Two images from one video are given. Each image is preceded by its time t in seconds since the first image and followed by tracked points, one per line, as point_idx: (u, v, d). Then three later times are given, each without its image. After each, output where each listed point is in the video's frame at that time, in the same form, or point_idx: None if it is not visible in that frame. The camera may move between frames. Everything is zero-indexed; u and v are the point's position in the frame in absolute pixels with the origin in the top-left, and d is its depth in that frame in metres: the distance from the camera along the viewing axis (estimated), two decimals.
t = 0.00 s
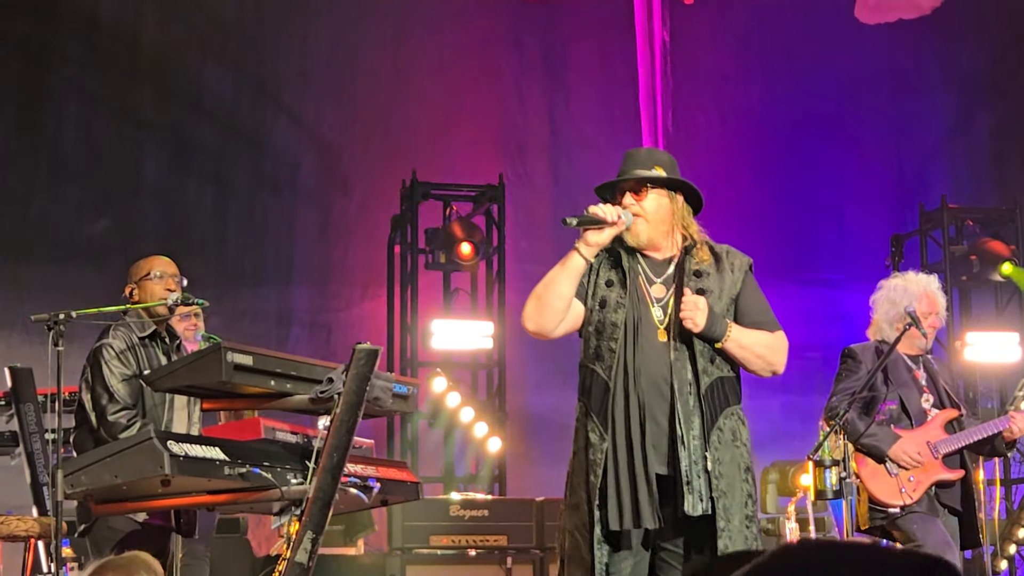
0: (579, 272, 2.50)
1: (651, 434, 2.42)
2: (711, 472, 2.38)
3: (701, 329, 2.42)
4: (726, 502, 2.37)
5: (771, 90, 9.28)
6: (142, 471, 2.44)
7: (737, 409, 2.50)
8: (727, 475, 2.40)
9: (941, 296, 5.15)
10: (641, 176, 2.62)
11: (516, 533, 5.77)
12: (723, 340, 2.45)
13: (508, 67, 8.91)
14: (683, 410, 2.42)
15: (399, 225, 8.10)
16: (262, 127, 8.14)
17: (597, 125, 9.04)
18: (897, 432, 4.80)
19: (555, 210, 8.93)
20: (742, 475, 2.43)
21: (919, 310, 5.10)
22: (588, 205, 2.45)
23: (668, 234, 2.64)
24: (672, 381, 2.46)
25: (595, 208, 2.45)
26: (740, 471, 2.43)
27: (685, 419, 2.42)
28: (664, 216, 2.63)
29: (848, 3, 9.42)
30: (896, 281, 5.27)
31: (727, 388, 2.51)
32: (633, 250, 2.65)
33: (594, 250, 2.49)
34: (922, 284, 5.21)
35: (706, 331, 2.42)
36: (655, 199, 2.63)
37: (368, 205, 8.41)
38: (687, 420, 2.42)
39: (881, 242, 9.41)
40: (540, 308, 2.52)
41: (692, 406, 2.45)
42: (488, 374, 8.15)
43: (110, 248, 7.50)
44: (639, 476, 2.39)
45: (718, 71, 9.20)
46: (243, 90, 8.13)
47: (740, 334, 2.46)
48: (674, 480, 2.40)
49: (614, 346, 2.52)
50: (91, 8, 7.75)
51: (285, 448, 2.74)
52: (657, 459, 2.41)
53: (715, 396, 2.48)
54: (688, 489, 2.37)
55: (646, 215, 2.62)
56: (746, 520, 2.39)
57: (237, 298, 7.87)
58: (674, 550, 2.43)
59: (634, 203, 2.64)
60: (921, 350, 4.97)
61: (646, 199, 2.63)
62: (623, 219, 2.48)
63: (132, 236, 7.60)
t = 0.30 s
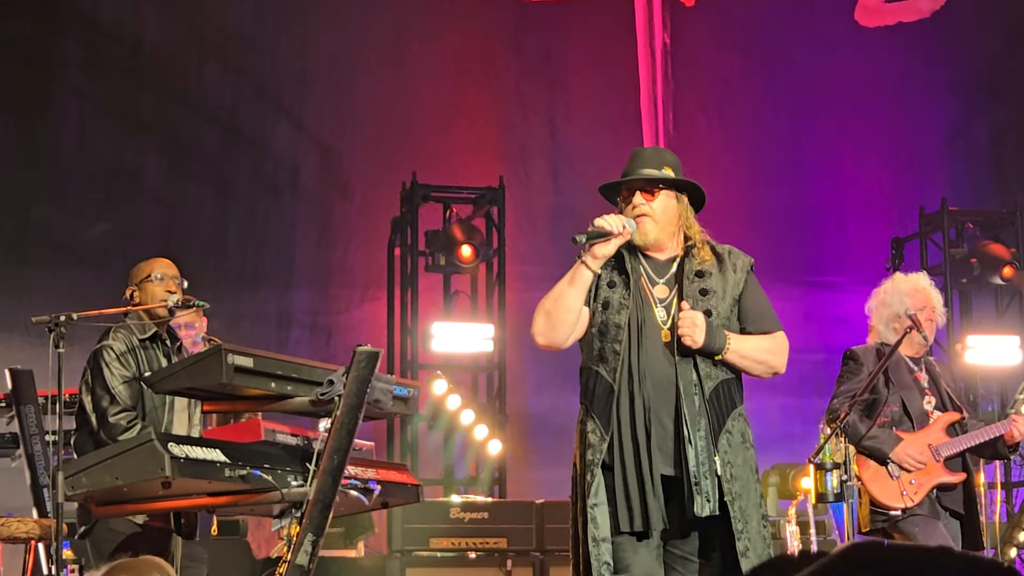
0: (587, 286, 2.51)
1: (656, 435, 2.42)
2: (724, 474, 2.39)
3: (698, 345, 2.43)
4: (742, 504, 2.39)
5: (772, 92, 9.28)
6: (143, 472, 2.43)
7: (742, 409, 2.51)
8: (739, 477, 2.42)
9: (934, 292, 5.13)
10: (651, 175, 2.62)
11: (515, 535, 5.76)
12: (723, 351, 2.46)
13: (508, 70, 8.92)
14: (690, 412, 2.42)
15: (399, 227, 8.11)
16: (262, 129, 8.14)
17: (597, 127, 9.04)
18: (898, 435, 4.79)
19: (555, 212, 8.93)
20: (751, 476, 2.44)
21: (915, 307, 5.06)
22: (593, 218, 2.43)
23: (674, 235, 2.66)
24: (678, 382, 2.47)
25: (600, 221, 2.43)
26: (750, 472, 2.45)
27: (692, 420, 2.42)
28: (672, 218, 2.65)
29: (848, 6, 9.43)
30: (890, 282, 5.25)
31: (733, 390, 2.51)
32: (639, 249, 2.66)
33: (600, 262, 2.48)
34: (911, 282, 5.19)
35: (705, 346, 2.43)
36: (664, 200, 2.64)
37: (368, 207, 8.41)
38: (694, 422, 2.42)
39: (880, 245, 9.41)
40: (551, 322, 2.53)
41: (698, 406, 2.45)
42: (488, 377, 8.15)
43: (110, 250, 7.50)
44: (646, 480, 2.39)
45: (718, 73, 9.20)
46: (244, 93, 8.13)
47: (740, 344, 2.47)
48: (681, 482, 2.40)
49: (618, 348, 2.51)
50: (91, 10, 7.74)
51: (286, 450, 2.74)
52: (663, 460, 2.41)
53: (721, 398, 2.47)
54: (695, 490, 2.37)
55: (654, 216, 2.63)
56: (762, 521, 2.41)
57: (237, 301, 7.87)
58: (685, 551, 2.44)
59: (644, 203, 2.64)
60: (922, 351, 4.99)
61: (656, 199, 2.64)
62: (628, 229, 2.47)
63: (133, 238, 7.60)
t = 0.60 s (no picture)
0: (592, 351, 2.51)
1: (652, 449, 2.53)
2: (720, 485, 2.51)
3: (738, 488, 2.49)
4: (738, 515, 2.51)
5: (773, 93, 9.29)
6: (143, 472, 2.43)
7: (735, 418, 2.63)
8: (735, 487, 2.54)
9: (938, 298, 5.11)
10: (670, 188, 2.71)
11: (515, 536, 5.75)
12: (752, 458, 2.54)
13: (510, 72, 8.92)
14: (687, 425, 2.53)
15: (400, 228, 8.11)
16: (264, 130, 8.14)
17: (599, 129, 9.04)
18: (900, 437, 4.78)
19: (555, 213, 8.94)
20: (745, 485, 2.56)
21: (916, 312, 5.06)
22: (614, 308, 2.35)
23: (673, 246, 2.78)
24: (673, 395, 2.57)
25: (623, 313, 2.35)
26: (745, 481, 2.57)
27: (689, 434, 2.52)
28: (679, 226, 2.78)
29: (850, 9, 9.43)
30: (894, 286, 5.24)
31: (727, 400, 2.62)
32: (643, 256, 2.77)
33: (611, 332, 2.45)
34: (915, 286, 5.17)
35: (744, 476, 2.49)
36: (676, 213, 2.75)
37: (369, 207, 8.41)
38: (689, 434, 2.53)
39: (882, 247, 9.38)
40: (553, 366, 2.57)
41: (694, 418, 2.55)
42: (488, 377, 8.15)
43: (110, 251, 7.51)
44: (642, 493, 2.50)
45: (719, 74, 9.22)
46: (245, 92, 8.12)
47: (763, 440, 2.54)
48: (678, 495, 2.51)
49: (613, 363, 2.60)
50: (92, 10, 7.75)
51: (285, 451, 2.73)
52: (659, 473, 2.52)
53: (716, 408, 2.58)
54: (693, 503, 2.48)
55: (668, 225, 2.73)
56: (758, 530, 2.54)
57: (237, 301, 7.87)
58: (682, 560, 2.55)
59: (659, 212, 2.72)
60: (921, 354, 4.94)
61: (669, 211, 2.73)
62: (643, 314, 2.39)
63: (133, 238, 7.61)
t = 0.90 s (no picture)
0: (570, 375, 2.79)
1: (631, 453, 2.77)
2: (692, 489, 2.74)
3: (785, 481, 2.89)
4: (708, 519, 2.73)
5: (775, 93, 9.28)
6: (144, 471, 2.44)
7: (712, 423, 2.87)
8: (706, 492, 2.76)
9: (936, 295, 5.12)
10: (657, 194, 2.99)
11: (516, 536, 5.75)
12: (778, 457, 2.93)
13: (512, 71, 8.92)
14: (666, 428, 2.76)
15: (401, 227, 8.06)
16: (266, 128, 8.13)
17: (601, 129, 9.04)
18: (902, 437, 4.76)
19: (557, 213, 8.95)
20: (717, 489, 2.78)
21: (918, 311, 5.05)
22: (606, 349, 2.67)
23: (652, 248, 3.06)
24: (652, 400, 2.81)
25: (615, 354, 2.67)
26: (716, 485, 2.80)
27: (667, 437, 2.76)
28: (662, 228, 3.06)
29: (853, 9, 9.42)
30: (892, 285, 5.24)
31: (705, 404, 2.86)
32: (624, 259, 3.03)
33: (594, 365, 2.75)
34: (914, 285, 5.18)
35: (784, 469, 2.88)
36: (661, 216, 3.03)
37: (371, 207, 8.42)
38: (668, 437, 2.76)
39: (883, 247, 9.37)
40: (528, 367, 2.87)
41: (672, 421, 2.78)
42: (489, 377, 8.15)
43: (112, 249, 7.53)
44: (618, 495, 2.74)
45: (722, 74, 9.22)
46: (247, 91, 8.11)
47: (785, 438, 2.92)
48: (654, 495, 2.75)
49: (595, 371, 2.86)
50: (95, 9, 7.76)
51: (286, 449, 2.73)
52: (636, 477, 2.76)
53: (693, 411, 2.83)
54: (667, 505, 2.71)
55: (655, 227, 3.00)
56: (725, 534, 2.76)
57: (238, 300, 7.87)
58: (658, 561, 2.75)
59: (646, 214, 3.00)
60: (926, 352, 4.94)
61: (655, 214, 3.01)
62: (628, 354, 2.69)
63: (135, 237, 7.62)
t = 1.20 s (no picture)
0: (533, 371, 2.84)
1: (594, 451, 2.81)
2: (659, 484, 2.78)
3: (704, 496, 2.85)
4: (673, 513, 2.78)
5: (778, 93, 9.26)
6: (147, 469, 2.43)
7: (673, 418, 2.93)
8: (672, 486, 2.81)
9: (945, 297, 5.10)
10: (613, 188, 3.12)
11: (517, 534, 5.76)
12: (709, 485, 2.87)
13: (514, 71, 8.91)
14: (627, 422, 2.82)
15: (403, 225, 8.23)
16: (268, 127, 8.12)
17: (603, 128, 9.02)
18: (906, 437, 4.76)
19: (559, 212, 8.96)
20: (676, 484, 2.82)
21: (922, 311, 5.05)
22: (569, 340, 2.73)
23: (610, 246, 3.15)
24: (615, 396, 2.86)
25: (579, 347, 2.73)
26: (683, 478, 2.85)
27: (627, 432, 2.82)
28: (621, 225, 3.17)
29: (856, 9, 9.40)
30: (900, 285, 5.24)
31: (666, 399, 2.92)
32: (584, 256, 3.12)
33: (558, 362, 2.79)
34: (922, 286, 5.17)
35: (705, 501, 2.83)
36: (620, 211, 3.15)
37: (373, 205, 8.46)
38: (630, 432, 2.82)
39: (884, 246, 9.38)
40: (487, 365, 2.93)
41: (635, 416, 2.85)
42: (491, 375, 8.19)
43: (114, 248, 7.53)
44: (583, 494, 2.78)
45: (724, 73, 9.20)
46: (249, 90, 8.10)
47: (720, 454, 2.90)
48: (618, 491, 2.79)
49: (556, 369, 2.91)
50: (97, 7, 7.74)
51: (289, 447, 2.73)
52: (601, 475, 2.80)
53: (655, 406, 2.88)
54: (632, 500, 2.76)
55: (615, 221, 3.11)
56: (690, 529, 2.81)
57: (239, 299, 7.86)
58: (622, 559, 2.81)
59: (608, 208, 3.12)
60: (929, 352, 4.93)
61: (614, 209, 3.13)
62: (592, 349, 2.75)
63: (136, 236, 7.61)
